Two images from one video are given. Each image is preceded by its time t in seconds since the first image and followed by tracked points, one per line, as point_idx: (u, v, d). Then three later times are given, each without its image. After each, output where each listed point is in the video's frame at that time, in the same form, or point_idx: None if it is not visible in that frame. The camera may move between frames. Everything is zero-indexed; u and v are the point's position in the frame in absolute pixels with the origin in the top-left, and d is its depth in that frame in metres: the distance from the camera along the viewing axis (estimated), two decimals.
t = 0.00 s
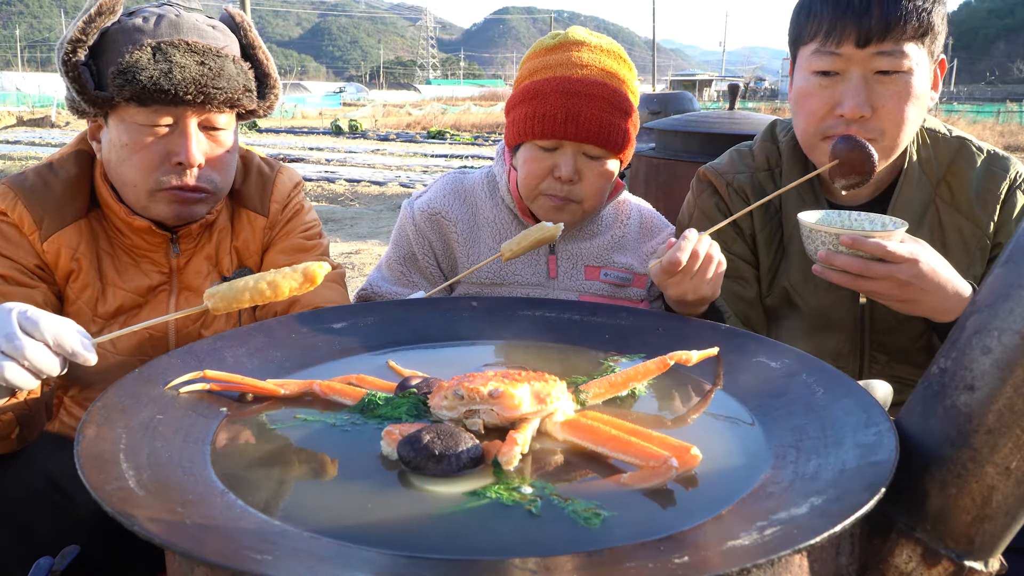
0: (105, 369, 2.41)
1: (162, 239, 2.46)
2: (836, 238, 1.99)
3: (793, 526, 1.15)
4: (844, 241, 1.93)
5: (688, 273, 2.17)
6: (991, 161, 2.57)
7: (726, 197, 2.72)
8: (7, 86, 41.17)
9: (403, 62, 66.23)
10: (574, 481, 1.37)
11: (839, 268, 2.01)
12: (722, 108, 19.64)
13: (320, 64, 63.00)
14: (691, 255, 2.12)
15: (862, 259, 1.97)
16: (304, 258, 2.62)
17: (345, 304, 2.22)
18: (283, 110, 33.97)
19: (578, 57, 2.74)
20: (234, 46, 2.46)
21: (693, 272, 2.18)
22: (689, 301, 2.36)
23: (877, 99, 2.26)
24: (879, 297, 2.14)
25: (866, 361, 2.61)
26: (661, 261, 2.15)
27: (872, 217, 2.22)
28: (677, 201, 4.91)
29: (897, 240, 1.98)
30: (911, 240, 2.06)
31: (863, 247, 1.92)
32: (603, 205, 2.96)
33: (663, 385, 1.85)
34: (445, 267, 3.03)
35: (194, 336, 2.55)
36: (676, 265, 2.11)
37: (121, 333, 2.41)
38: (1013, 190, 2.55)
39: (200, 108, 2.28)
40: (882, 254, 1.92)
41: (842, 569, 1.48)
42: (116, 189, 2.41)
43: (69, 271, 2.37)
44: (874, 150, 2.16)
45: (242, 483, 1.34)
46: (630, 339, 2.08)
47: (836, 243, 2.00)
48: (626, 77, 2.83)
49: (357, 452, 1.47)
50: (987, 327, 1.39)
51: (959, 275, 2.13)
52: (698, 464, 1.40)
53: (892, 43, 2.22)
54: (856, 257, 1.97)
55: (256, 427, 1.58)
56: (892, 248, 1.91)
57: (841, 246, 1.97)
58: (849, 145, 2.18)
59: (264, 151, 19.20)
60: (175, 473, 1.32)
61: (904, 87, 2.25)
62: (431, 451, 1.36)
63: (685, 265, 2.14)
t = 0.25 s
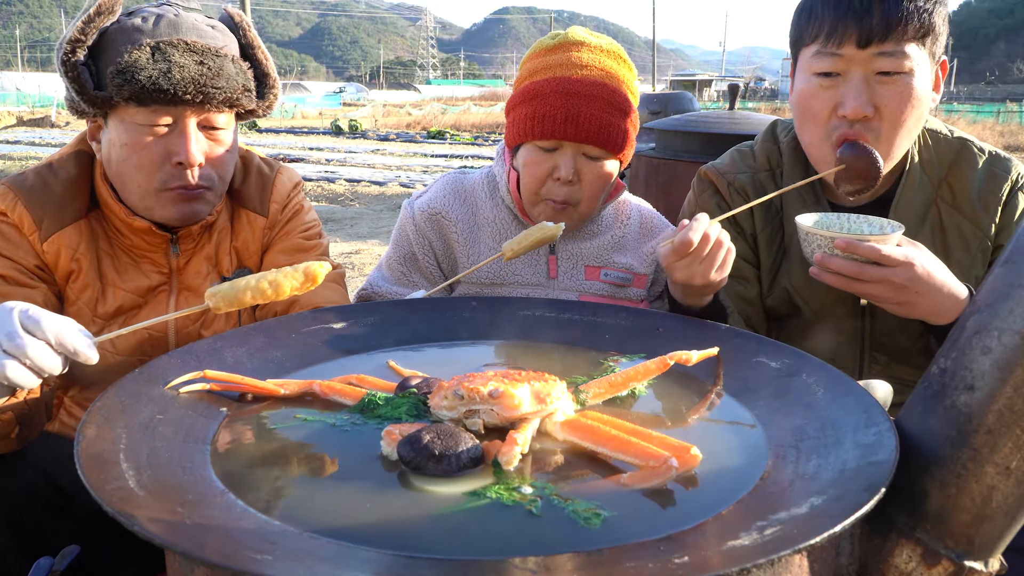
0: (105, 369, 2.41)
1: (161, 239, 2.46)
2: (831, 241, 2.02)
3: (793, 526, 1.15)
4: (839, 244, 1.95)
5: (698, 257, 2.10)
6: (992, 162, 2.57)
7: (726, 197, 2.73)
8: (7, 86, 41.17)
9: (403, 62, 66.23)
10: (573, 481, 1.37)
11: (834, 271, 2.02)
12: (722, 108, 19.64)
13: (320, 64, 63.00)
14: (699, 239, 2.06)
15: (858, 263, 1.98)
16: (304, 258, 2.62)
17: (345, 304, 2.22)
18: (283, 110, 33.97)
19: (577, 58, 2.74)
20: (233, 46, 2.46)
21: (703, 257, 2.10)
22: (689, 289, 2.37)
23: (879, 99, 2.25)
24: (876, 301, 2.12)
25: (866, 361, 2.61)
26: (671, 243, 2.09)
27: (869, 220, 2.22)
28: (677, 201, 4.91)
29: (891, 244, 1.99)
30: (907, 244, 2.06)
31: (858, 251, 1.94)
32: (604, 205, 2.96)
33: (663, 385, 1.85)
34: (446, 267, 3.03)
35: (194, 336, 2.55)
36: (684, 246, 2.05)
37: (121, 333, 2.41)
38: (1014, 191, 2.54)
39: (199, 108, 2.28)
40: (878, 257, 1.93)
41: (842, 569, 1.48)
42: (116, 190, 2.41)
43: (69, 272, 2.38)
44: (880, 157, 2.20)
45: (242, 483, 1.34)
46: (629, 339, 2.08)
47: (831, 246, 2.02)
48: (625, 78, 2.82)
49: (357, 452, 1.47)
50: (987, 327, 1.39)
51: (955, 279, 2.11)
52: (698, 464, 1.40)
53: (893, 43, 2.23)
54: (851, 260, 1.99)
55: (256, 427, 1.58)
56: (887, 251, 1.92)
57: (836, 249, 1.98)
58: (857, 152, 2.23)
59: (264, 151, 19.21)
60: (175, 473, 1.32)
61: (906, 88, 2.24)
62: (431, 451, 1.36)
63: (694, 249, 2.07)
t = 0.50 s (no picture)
0: (104, 369, 2.41)
1: (161, 239, 2.46)
2: (827, 242, 2.04)
3: (794, 526, 1.15)
4: (835, 245, 1.97)
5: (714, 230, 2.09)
6: (995, 164, 2.57)
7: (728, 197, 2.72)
8: (7, 86, 41.19)
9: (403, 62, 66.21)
10: (573, 481, 1.37)
11: (830, 271, 2.04)
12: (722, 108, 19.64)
13: (320, 65, 63.10)
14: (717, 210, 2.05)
15: (854, 264, 1.99)
16: (304, 258, 2.62)
17: (345, 304, 2.22)
18: (283, 110, 33.98)
19: (576, 58, 2.74)
20: (234, 45, 2.46)
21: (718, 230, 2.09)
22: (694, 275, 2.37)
23: (881, 100, 2.25)
24: (873, 302, 2.12)
25: (865, 361, 2.62)
26: (689, 211, 2.09)
27: (869, 223, 2.23)
28: (678, 201, 4.91)
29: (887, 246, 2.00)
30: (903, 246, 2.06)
31: (853, 252, 1.95)
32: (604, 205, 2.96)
33: (663, 385, 1.85)
34: (446, 267, 3.03)
35: (194, 336, 2.55)
36: (702, 214, 2.04)
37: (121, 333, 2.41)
38: (1016, 194, 2.54)
39: (200, 108, 2.28)
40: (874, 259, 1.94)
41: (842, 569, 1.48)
42: (116, 190, 2.41)
43: (69, 272, 2.37)
44: (883, 163, 2.30)
45: (242, 483, 1.34)
46: (629, 339, 2.09)
47: (827, 247, 2.04)
48: (625, 78, 2.82)
49: (357, 452, 1.47)
50: (987, 327, 1.39)
51: (952, 280, 2.10)
52: (698, 464, 1.40)
53: (892, 43, 2.23)
54: (847, 261, 2.00)
55: (256, 427, 1.58)
56: (883, 253, 1.93)
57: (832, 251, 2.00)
58: (862, 159, 2.33)
59: (264, 151, 19.21)
60: (175, 473, 1.32)
61: (905, 88, 2.24)
62: (431, 451, 1.36)
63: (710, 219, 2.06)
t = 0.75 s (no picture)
0: (104, 369, 2.41)
1: (161, 240, 2.46)
2: (825, 244, 2.03)
3: (794, 526, 1.15)
4: (833, 246, 1.97)
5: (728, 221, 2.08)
6: (994, 164, 2.57)
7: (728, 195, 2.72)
8: (7, 86, 41.19)
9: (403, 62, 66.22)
10: (573, 481, 1.37)
11: (827, 273, 2.03)
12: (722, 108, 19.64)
13: (320, 65, 63.02)
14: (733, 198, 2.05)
15: (852, 265, 1.99)
16: (304, 259, 2.62)
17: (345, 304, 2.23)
18: (283, 110, 33.98)
19: (575, 59, 2.74)
20: (234, 46, 2.46)
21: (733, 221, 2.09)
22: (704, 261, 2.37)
23: (881, 117, 2.25)
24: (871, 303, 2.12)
25: (865, 361, 2.63)
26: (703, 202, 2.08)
27: (868, 224, 2.23)
28: (678, 201, 4.91)
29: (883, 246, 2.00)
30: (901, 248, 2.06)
31: (851, 254, 1.95)
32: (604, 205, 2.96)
33: (662, 385, 1.85)
34: (446, 267, 3.03)
35: (194, 336, 2.55)
36: (716, 204, 2.03)
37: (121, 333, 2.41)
38: (1015, 194, 2.54)
39: (200, 109, 2.28)
40: (871, 261, 1.94)
41: (842, 569, 1.48)
42: (116, 190, 2.41)
43: (69, 272, 2.38)
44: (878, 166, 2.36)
45: (242, 483, 1.33)
46: (629, 339, 2.09)
47: (825, 248, 2.04)
48: (624, 78, 2.82)
49: (358, 452, 1.47)
50: (987, 327, 1.39)
51: (949, 280, 2.10)
52: (698, 464, 1.40)
53: (897, 61, 2.21)
54: (845, 263, 1.99)
55: (256, 427, 1.58)
56: (879, 255, 1.93)
57: (830, 252, 2.00)
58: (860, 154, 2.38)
59: (264, 151, 19.21)
60: (175, 473, 1.32)
61: (906, 107, 2.23)
62: (432, 451, 1.36)
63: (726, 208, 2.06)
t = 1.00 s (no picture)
0: (104, 369, 2.41)
1: (161, 240, 2.46)
2: (822, 244, 2.03)
3: (794, 526, 1.15)
4: (831, 246, 1.96)
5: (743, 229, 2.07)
6: (996, 166, 2.57)
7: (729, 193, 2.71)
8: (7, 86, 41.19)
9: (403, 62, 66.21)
10: (573, 481, 1.37)
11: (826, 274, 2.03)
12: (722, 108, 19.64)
13: (320, 65, 63.03)
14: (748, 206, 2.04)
15: (849, 266, 1.99)
16: (304, 259, 2.62)
17: (345, 304, 2.23)
18: (283, 110, 33.98)
19: (574, 59, 2.74)
20: (235, 45, 2.46)
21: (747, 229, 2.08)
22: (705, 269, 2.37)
23: (878, 106, 2.25)
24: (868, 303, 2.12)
25: (864, 361, 2.63)
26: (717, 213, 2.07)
27: (866, 224, 2.23)
28: (678, 201, 4.91)
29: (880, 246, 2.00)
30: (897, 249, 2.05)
31: (849, 255, 1.94)
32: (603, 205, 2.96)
33: (662, 385, 1.85)
34: (446, 267, 3.03)
35: (194, 336, 2.55)
36: (732, 213, 2.02)
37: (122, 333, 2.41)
38: (1017, 196, 2.55)
39: (200, 108, 2.28)
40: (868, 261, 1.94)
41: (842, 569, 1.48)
42: (116, 190, 2.41)
43: (69, 272, 2.38)
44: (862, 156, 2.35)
45: (242, 483, 1.34)
46: (629, 340, 2.09)
47: (823, 249, 2.03)
48: (623, 78, 2.82)
49: (358, 452, 1.47)
50: (987, 327, 1.39)
51: (947, 281, 2.11)
52: (698, 464, 1.40)
53: (903, 51, 2.22)
54: (842, 263, 1.99)
55: (256, 427, 1.58)
56: (877, 255, 1.93)
57: (827, 252, 1.99)
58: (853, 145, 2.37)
59: (264, 151, 19.21)
60: (175, 473, 1.33)
61: (907, 96, 2.24)
62: (432, 451, 1.36)
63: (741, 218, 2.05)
